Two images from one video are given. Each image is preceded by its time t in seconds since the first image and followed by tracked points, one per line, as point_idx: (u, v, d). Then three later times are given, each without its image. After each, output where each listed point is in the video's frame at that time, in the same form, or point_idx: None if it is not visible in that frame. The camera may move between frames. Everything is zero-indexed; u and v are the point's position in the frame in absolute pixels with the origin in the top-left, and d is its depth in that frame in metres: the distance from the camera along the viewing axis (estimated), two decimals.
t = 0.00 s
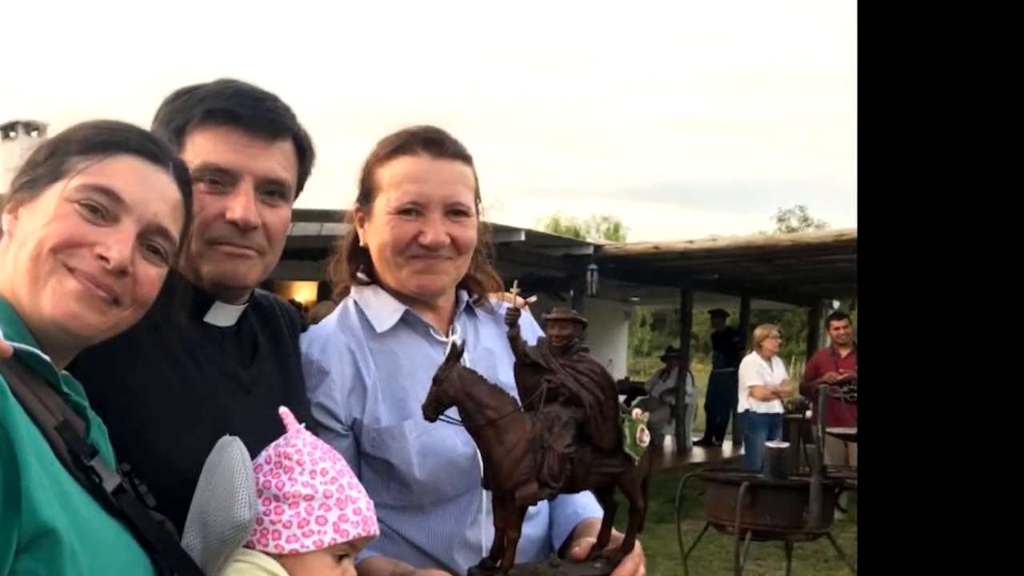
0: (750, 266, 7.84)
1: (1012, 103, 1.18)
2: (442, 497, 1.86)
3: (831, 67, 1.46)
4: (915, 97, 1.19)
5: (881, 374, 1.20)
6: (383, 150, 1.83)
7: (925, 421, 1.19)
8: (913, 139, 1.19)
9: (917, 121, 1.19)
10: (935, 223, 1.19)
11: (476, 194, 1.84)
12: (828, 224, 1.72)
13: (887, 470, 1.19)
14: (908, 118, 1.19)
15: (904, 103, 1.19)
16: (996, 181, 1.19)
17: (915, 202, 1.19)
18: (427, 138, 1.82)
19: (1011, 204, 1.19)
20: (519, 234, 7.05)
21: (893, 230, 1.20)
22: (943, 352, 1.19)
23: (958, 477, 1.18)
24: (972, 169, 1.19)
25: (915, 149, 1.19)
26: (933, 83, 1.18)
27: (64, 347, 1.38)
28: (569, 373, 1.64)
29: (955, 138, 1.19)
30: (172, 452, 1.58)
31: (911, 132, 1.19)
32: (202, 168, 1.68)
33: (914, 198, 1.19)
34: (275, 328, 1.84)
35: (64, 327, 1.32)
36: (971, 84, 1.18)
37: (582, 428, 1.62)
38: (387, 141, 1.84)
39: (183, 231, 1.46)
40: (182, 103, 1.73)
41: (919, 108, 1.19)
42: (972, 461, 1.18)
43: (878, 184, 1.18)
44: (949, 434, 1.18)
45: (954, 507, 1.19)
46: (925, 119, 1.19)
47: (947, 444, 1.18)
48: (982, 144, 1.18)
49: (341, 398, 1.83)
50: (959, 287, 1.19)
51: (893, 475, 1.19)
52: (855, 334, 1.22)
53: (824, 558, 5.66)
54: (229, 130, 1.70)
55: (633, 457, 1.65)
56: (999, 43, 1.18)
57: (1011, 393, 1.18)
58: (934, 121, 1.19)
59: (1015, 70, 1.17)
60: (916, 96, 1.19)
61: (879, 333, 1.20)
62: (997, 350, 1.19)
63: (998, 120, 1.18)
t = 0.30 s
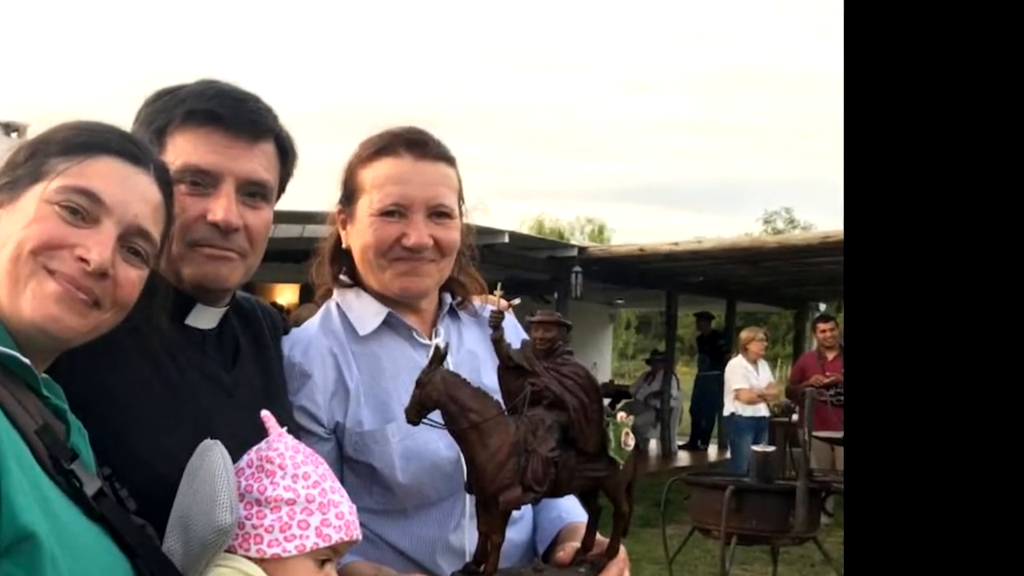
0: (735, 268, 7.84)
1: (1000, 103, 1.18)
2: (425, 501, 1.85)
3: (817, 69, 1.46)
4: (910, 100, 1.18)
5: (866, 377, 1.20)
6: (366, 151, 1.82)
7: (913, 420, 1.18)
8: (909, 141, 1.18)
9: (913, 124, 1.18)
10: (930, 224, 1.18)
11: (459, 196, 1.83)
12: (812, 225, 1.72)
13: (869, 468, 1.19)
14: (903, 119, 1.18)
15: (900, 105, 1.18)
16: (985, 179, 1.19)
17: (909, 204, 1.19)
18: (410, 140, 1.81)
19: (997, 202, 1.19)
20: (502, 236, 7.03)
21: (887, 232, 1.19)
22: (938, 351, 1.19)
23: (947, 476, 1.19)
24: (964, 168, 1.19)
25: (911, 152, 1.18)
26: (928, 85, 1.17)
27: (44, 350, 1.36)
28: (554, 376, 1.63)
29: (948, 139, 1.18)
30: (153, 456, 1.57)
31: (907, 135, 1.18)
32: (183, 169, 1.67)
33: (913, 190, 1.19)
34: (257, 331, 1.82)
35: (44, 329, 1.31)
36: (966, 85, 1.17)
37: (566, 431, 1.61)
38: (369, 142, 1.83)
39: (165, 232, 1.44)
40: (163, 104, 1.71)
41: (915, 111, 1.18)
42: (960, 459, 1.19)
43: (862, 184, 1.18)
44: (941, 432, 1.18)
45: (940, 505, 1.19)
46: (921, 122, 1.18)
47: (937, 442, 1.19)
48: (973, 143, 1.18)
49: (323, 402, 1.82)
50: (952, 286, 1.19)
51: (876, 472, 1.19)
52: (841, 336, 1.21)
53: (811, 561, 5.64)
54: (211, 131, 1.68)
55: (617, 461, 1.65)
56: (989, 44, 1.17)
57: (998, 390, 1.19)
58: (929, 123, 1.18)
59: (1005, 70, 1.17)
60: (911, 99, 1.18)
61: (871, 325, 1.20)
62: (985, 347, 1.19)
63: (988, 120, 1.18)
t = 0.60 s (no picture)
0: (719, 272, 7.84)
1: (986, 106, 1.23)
2: (406, 507, 1.84)
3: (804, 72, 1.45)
4: (893, 101, 1.24)
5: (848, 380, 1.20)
6: (346, 153, 1.80)
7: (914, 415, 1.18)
8: (893, 141, 1.24)
9: (896, 124, 1.24)
10: (916, 222, 1.24)
11: (440, 198, 1.82)
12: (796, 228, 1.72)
13: (857, 461, 1.23)
14: (886, 121, 1.24)
15: (881, 106, 1.24)
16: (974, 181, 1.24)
17: (894, 202, 1.24)
18: (390, 141, 1.80)
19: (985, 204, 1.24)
20: (484, 240, 7.01)
21: (871, 229, 1.25)
22: (925, 346, 1.24)
23: (936, 468, 1.23)
24: (953, 168, 1.24)
25: (895, 152, 1.24)
26: (911, 87, 1.23)
27: (20, 355, 1.34)
28: (536, 381, 1.62)
29: (934, 139, 1.24)
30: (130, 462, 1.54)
31: (891, 135, 1.24)
32: (160, 171, 1.64)
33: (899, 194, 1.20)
34: (236, 335, 1.80)
35: (18, 333, 1.29)
36: (949, 88, 1.23)
37: (548, 436, 1.60)
38: (349, 144, 1.82)
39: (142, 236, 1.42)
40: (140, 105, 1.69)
41: (898, 111, 1.24)
42: (948, 452, 1.23)
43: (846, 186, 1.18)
44: (930, 426, 1.23)
45: (927, 499, 1.23)
46: (905, 122, 1.24)
47: (927, 436, 1.23)
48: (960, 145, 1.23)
49: (302, 406, 1.80)
50: (941, 283, 1.24)
51: (864, 466, 1.23)
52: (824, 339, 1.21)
53: (796, 567, 5.61)
54: (189, 133, 1.66)
55: (600, 466, 1.63)
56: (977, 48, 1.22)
57: (985, 386, 1.23)
58: (915, 124, 1.24)
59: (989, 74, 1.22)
60: (894, 100, 1.24)
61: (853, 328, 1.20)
62: (974, 344, 1.24)
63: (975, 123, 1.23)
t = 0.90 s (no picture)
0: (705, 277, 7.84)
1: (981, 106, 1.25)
2: (389, 511, 1.82)
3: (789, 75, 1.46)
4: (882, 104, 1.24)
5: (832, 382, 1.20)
6: (328, 153, 1.79)
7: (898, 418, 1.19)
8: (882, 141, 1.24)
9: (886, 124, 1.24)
10: (912, 222, 1.25)
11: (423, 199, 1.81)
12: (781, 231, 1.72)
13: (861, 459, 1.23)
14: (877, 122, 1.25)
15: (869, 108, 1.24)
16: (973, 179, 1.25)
17: (887, 202, 1.26)
18: (373, 142, 1.78)
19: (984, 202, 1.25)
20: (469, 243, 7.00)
21: (865, 230, 1.26)
22: (923, 343, 1.25)
23: (941, 465, 1.24)
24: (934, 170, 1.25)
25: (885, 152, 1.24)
26: (902, 88, 1.25)
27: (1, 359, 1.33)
28: (519, 384, 1.61)
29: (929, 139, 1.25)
30: (111, 465, 1.53)
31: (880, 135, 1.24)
32: (140, 173, 1.63)
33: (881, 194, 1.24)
34: (217, 338, 1.79)
35: None
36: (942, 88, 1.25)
37: (531, 440, 1.59)
38: (331, 145, 1.80)
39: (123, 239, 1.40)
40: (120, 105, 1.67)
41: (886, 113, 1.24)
42: (952, 448, 1.24)
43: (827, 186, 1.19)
44: (931, 422, 1.24)
45: (932, 496, 1.23)
46: (897, 123, 1.25)
47: (929, 433, 1.24)
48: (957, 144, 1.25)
49: (284, 410, 1.79)
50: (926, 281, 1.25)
51: (870, 464, 1.24)
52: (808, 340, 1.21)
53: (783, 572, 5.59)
54: (170, 135, 1.65)
55: (584, 471, 1.61)
56: (967, 50, 1.24)
57: (987, 381, 1.25)
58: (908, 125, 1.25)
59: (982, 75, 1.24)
60: (884, 101, 1.25)
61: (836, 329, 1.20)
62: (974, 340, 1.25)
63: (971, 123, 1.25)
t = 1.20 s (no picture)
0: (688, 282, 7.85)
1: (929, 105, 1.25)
2: (368, 516, 1.81)
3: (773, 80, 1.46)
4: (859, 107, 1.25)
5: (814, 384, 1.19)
6: (307, 155, 1.77)
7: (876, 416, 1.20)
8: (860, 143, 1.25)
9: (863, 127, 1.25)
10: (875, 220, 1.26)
11: (404, 202, 1.80)
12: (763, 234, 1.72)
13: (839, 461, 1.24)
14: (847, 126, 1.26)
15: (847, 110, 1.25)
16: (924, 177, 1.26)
17: (864, 199, 1.26)
18: (351, 144, 1.77)
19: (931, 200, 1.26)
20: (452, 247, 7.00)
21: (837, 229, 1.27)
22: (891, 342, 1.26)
23: (911, 461, 1.24)
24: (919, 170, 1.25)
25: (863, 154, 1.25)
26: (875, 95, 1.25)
27: None
28: (500, 388, 1.59)
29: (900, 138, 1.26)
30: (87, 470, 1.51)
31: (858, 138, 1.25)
32: (117, 174, 1.60)
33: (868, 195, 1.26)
34: (195, 342, 1.77)
35: None
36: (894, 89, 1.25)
37: (512, 444, 1.57)
38: (310, 147, 1.79)
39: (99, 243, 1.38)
40: (97, 106, 1.65)
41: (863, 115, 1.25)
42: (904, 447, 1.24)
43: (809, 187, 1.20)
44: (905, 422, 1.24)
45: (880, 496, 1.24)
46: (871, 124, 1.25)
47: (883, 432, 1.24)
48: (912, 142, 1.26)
49: (262, 414, 1.78)
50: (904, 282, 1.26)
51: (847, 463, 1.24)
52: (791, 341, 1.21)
53: None
54: (146, 136, 1.63)
55: (565, 475, 1.60)
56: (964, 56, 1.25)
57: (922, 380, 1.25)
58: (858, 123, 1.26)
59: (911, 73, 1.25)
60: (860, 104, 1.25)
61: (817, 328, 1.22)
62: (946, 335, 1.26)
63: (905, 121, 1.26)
